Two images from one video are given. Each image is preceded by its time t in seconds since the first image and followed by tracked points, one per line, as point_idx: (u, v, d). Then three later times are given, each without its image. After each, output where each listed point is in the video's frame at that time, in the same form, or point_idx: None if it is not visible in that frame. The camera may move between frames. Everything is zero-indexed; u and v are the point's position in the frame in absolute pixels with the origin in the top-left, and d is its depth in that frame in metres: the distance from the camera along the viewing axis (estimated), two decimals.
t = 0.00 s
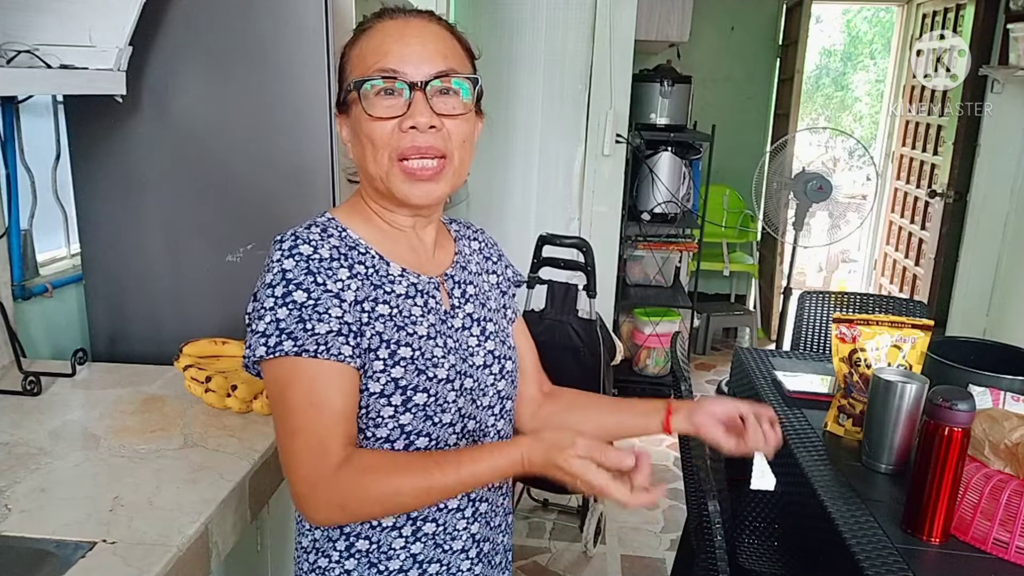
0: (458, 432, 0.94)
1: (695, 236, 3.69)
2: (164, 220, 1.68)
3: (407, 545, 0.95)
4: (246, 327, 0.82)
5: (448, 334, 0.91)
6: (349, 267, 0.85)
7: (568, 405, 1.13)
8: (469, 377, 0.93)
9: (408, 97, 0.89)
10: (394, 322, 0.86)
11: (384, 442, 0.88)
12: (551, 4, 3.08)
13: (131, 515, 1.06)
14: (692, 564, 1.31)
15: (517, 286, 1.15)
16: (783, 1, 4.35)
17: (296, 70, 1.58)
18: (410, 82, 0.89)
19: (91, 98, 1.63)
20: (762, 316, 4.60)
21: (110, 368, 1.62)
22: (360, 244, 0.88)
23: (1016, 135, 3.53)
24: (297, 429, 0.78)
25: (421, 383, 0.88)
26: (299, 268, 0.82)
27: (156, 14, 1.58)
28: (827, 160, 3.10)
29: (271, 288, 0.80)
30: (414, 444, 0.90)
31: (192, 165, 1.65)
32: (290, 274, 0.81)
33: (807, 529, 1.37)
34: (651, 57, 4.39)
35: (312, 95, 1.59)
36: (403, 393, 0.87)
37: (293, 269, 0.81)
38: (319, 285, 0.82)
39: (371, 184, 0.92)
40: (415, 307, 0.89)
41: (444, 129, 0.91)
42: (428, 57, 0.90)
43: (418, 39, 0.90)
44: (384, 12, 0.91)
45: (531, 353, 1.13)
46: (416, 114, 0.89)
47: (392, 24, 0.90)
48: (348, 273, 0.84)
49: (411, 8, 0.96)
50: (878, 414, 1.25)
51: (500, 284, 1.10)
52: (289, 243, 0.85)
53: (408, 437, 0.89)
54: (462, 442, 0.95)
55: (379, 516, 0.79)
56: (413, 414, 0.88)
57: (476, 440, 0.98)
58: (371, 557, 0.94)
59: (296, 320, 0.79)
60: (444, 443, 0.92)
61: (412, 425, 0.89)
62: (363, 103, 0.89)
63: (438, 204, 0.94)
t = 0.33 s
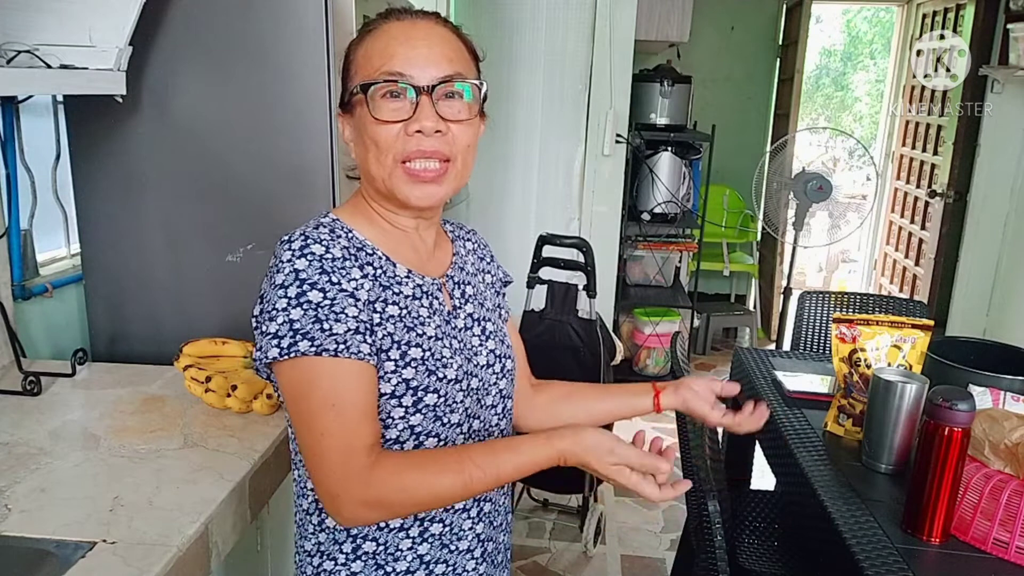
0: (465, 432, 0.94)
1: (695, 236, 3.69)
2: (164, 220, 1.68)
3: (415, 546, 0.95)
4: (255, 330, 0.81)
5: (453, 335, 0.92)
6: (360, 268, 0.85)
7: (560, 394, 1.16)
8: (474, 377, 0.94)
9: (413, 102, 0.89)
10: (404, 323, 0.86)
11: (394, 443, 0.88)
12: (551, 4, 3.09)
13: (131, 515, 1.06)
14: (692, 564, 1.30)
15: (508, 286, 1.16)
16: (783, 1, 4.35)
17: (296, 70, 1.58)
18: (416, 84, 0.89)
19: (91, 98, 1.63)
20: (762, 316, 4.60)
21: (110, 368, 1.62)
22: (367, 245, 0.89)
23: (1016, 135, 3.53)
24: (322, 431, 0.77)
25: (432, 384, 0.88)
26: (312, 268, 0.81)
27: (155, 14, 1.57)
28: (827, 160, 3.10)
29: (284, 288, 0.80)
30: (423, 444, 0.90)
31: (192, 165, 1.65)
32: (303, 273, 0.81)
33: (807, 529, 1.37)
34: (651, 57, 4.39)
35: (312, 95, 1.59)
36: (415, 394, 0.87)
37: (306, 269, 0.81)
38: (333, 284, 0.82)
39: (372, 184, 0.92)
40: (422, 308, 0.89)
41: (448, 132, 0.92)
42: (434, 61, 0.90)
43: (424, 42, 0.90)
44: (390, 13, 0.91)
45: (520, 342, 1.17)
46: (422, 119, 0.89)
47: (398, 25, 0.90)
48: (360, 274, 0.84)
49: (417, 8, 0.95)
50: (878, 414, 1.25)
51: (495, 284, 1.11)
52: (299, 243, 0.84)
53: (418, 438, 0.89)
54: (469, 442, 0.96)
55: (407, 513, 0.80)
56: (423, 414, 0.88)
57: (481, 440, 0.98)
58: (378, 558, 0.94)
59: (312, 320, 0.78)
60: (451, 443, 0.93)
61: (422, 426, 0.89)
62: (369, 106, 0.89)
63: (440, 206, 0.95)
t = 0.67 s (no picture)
0: (474, 429, 0.94)
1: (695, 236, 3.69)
2: (164, 220, 1.68)
3: (427, 545, 0.95)
4: (262, 332, 0.81)
5: (460, 333, 0.92)
6: (366, 268, 0.85)
7: (549, 408, 1.15)
8: (480, 375, 0.94)
9: (421, 104, 0.89)
10: (412, 323, 0.86)
11: (405, 442, 0.88)
12: (551, 4, 3.09)
13: (131, 515, 1.06)
14: (693, 564, 1.30)
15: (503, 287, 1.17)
16: (783, 1, 4.35)
17: (296, 70, 1.58)
18: (421, 86, 0.89)
19: (91, 98, 1.63)
20: (762, 316, 4.60)
21: (110, 368, 1.62)
22: (373, 245, 0.89)
23: (1016, 135, 3.53)
24: (327, 433, 0.77)
25: (442, 382, 0.88)
26: (321, 269, 0.81)
27: (155, 15, 1.58)
28: (827, 160, 3.10)
29: (292, 289, 0.79)
30: (434, 442, 0.90)
31: (192, 165, 1.65)
32: (312, 274, 0.81)
33: (807, 528, 1.37)
34: (651, 57, 4.39)
35: (312, 94, 1.59)
36: (425, 393, 0.87)
37: (315, 270, 0.81)
38: (342, 285, 0.81)
39: (376, 185, 0.92)
40: (429, 307, 0.89)
41: (453, 134, 0.92)
42: (440, 63, 0.90)
43: (430, 45, 0.90)
44: (396, 16, 0.91)
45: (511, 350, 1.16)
46: (429, 121, 0.89)
47: (403, 27, 0.90)
48: (366, 274, 0.84)
49: (420, 11, 0.95)
50: (878, 414, 1.25)
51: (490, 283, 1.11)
52: (306, 244, 0.84)
53: (429, 436, 0.89)
54: (478, 439, 0.96)
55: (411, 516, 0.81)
56: (434, 413, 0.89)
57: (489, 437, 0.98)
58: (392, 559, 0.94)
59: (321, 321, 0.78)
60: (462, 441, 0.93)
61: (433, 424, 0.89)
62: (375, 107, 0.89)
63: (445, 207, 0.95)
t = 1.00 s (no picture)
0: (478, 428, 0.94)
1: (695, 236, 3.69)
2: (164, 219, 1.68)
3: (432, 544, 0.95)
4: (265, 331, 0.81)
5: (463, 333, 0.92)
6: (370, 269, 0.85)
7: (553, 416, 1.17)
8: (484, 373, 0.94)
9: (428, 104, 0.89)
10: (416, 323, 0.86)
11: (409, 442, 0.88)
12: (551, 4, 3.08)
13: (130, 515, 1.06)
14: (693, 564, 1.30)
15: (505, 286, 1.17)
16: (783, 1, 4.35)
17: (296, 70, 1.58)
18: (427, 88, 0.89)
19: (91, 98, 1.63)
20: (762, 316, 4.60)
21: (111, 368, 1.62)
22: (376, 245, 0.89)
23: (1016, 135, 3.53)
24: (328, 433, 0.78)
25: (446, 381, 0.88)
26: (325, 270, 0.81)
27: (155, 15, 1.58)
28: (827, 160, 3.10)
29: (296, 290, 0.79)
30: (439, 442, 0.90)
31: (191, 165, 1.65)
32: (316, 275, 0.81)
33: (808, 528, 1.37)
34: (651, 57, 4.39)
35: (312, 94, 1.59)
36: (430, 392, 0.87)
37: (319, 271, 0.81)
38: (345, 286, 0.81)
39: (381, 186, 0.92)
40: (432, 307, 0.89)
41: (459, 135, 0.92)
42: (444, 64, 0.90)
43: (434, 45, 0.90)
44: (398, 16, 0.91)
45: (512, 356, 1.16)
46: (434, 122, 0.89)
47: (407, 28, 0.90)
48: (369, 274, 0.84)
49: (422, 12, 0.95)
50: (878, 414, 1.25)
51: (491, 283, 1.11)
52: (311, 245, 0.84)
53: (434, 436, 0.89)
54: (481, 438, 0.96)
55: (411, 517, 0.81)
56: (439, 412, 0.89)
57: (492, 436, 0.98)
58: (396, 558, 0.94)
59: (325, 321, 0.78)
60: (466, 441, 0.93)
61: (438, 423, 0.89)
62: (380, 108, 0.89)
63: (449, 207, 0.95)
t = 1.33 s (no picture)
0: (476, 428, 0.94)
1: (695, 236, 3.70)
2: (164, 219, 1.68)
3: (431, 544, 0.95)
4: (262, 332, 0.81)
5: (462, 334, 0.92)
6: (368, 270, 0.85)
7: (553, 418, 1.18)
8: (483, 374, 0.94)
9: (431, 107, 0.89)
10: (413, 323, 0.86)
11: (407, 442, 0.88)
12: (551, 4, 3.08)
13: (131, 515, 1.06)
14: (693, 564, 1.30)
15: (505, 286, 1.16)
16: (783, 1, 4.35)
17: (296, 70, 1.58)
18: (432, 89, 0.89)
19: (91, 98, 1.63)
20: (762, 316, 4.60)
21: (111, 368, 1.62)
22: (374, 246, 0.88)
23: (1016, 135, 3.53)
24: (322, 434, 0.78)
25: (443, 382, 0.88)
26: (322, 271, 0.81)
27: (155, 15, 1.58)
28: (827, 160, 3.10)
29: (293, 291, 0.79)
30: (436, 443, 0.90)
31: (191, 165, 1.65)
32: (312, 276, 0.81)
33: (807, 528, 1.37)
34: (651, 57, 4.39)
35: (312, 94, 1.59)
36: (427, 393, 0.87)
37: (316, 272, 0.81)
38: (342, 287, 0.81)
39: (384, 187, 0.93)
40: (430, 308, 0.89)
41: (461, 138, 0.92)
42: (447, 65, 0.90)
43: (437, 46, 0.89)
44: (400, 15, 0.91)
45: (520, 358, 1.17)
46: (436, 125, 0.89)
47: (409, 28, 0.89)
48: (367, 276, 0.84)
49: (424, 11, 0.94)
50: (878, 414, 1.25)
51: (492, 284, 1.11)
52: (308, 246, 0.84)
53: (431, 436, 0.89)
54: (480, 438, 0.96)
55: (404, 522, 0.81)
56: (436, 413, 0.89)
57: (491, 436, 0.98)
58: (395, 558, 0.94)
59: (321, 322, 0.78)
60: (464, 441, 0.93)
61: (435, 424, 0.89)
62: (382, 110, 0.89)
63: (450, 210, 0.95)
